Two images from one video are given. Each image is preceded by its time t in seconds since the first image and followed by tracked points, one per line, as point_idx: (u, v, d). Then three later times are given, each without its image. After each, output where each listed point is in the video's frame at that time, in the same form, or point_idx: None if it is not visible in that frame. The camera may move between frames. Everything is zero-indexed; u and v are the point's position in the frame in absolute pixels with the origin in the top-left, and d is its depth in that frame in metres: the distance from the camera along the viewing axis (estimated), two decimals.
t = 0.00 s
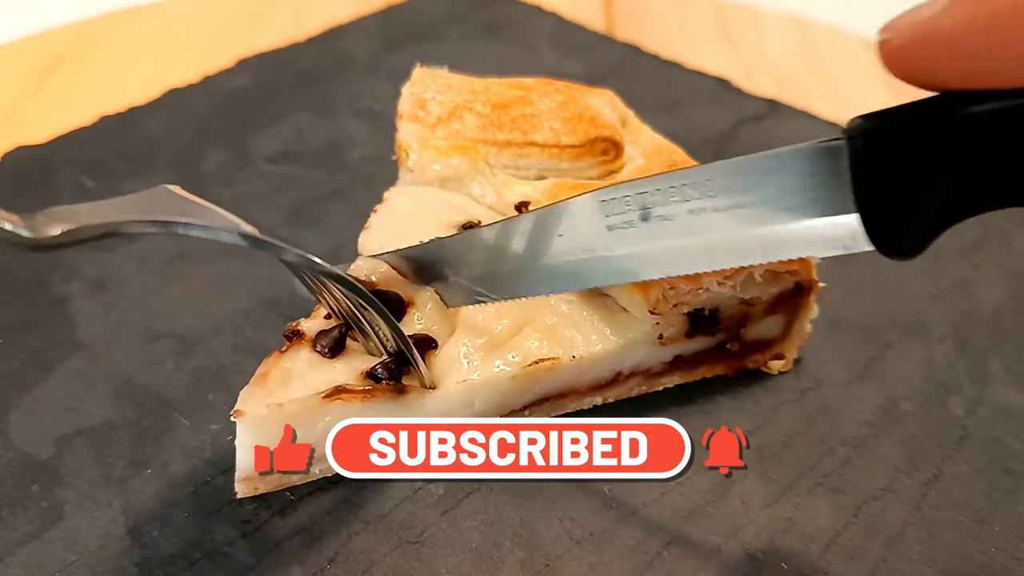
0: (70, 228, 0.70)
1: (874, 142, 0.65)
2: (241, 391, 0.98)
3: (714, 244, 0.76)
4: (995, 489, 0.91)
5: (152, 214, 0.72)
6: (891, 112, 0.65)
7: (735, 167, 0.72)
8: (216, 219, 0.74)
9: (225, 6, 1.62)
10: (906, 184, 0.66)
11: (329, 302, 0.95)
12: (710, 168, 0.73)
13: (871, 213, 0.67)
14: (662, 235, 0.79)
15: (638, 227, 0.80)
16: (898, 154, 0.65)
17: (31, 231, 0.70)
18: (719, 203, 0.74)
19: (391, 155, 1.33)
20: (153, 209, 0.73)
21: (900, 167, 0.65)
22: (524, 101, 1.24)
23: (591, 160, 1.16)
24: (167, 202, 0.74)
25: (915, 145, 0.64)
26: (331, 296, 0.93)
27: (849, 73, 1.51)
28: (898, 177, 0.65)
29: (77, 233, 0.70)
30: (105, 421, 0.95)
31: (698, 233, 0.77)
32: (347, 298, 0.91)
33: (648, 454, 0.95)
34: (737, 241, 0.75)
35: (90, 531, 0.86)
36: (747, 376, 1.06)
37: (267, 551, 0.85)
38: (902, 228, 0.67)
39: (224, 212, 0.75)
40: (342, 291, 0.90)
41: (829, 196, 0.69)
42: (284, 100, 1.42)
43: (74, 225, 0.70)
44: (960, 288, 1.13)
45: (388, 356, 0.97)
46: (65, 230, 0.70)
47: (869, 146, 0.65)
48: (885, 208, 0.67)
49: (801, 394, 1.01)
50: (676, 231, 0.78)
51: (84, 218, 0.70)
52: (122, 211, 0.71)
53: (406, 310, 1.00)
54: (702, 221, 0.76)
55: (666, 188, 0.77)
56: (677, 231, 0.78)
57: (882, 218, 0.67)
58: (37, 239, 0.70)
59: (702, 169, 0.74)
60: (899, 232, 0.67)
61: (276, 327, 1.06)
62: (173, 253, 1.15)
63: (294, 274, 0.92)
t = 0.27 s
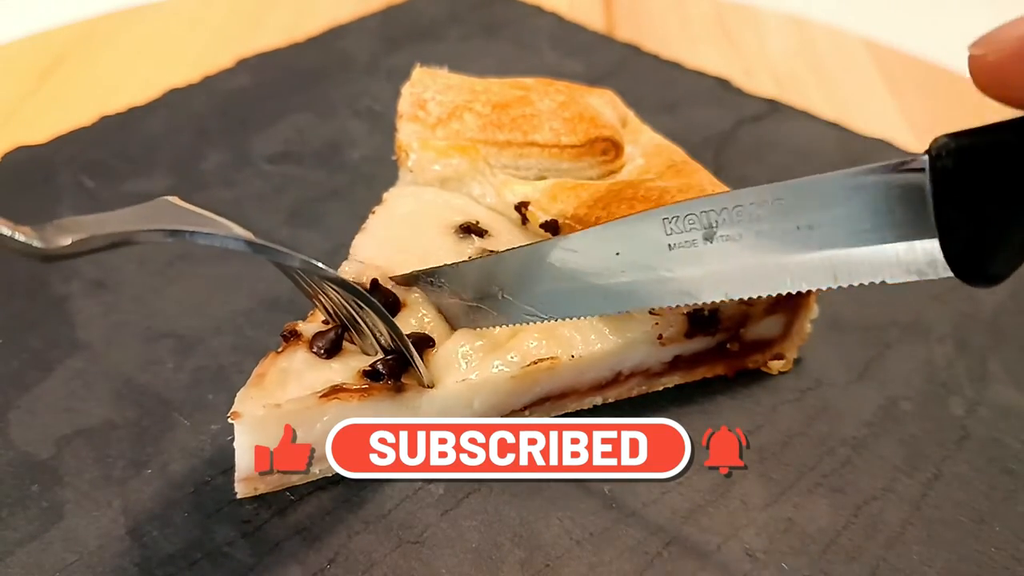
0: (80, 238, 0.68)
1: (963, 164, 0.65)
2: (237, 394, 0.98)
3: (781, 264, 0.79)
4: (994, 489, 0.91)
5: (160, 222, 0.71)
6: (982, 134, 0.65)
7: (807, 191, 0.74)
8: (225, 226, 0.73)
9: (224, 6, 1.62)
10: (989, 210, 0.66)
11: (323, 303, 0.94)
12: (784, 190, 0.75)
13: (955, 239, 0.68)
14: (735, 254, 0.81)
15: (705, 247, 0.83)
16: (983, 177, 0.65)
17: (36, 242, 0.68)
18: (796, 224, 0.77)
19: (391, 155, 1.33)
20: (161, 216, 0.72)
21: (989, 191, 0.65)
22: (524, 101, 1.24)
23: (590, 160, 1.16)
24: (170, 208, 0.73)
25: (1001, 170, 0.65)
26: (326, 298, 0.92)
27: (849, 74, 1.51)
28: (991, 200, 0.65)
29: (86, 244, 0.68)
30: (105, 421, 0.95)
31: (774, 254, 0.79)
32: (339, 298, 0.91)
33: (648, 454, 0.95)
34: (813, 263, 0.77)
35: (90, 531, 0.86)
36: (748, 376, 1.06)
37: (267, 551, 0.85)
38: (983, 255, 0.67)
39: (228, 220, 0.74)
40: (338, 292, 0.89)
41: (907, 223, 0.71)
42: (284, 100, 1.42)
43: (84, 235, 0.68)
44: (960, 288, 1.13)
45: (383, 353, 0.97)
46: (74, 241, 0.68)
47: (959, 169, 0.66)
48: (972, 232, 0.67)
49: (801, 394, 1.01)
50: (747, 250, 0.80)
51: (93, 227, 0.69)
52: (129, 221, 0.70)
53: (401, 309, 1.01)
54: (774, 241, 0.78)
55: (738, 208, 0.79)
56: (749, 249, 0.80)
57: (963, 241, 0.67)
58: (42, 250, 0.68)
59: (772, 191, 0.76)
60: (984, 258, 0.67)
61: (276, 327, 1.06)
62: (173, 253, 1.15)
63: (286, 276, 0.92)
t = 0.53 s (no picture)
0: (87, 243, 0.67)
1: (855, 229, 0.74)
2: (233, 400, 0.97)
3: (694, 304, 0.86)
4: (994, 489, 0.91)
5: (165, 228, 0.71)
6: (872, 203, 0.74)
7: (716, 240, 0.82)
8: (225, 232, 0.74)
9: (224, 6, 1.62)
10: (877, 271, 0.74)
11: (317, 302, 0.94)
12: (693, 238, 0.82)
13: (846, 296, 0.76)
14: (654, 292, 0.87)
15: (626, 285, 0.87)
16: (874, 241, 0.73)
17: (43, 247, 0.66)
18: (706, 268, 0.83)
19: (391, 155, 1.33)
20: (164, 224, 0.71)
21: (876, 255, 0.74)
22: (524, 101, 1.23)
23: (589, 160, 1.16)
24: (170, 216, 0.73)
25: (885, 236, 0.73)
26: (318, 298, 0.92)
27: (849, 74, 1.50)
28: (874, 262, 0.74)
29: (96, 249, 0.67)
30: (105, 421, 0.95)
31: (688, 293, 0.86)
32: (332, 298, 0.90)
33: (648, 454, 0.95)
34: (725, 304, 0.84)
35: (90, 531, 0.86)
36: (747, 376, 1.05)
37: (267, 551, 0.85)
38: (874, 311, 0.76)
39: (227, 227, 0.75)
40: (332, 292, 0.89)
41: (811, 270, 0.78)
42: (284, 100, 1.42)
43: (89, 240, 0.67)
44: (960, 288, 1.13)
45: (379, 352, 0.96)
46: (82, 246, 0.67)
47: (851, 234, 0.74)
48: (859, 290, 0.75)
49: (801, 394, 1.01)
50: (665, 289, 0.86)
51: (98, 233, 0.68)
52: (134, 228, 0.70)
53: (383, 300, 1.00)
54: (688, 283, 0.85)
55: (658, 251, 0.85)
56: (666, 289, 0.86)
57: (855, 300, 0.76)
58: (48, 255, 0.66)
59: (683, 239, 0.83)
60: (872, 313, 0.76)
61: (275, 326, 1.06)
62: (172, 253, 1.15)
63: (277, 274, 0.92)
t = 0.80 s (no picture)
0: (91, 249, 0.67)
1: (927, 255, 0.64)
2: (233, 397, 0.98)
3: (733, 329, 0.78)
4: (994, 489, 0.91)
5: (169, 233, 0.71)
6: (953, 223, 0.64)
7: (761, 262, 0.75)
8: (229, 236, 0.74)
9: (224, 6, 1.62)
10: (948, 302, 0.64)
11: (316, 302, 0.94)
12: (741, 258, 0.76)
13: (913, 324, 0.66)
14: (697, 312, 0.80)
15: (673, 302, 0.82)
16: (949, 269, 0.64)
17: (48, 253, 0.66)
18: (755, 289, 0.76)
19: (391, 155, 1.33)
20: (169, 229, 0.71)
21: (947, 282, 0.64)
22: (524, 101, 1.23)
23: (590, 160, 1.16)
24: (174, 220, 0.73)
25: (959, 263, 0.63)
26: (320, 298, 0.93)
27: (849, 74, 1.50)
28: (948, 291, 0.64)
29: (99, 254, 0.68)
30: (105, 421, 0.95)
31: (731, 316, 0.78)
32: (332, 296, 0.91)
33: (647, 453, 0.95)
34: (768, 331, 0.75)
35: (90, 531, 0.86)
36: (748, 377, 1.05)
37: (267, 551, 0.85)
38: (948, 343, 0.65)
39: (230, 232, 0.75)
40: (331, 292, 0.89)
41: (873, 298, 0.70)
42: (284, 100, 1.42)
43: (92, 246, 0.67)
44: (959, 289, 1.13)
45: (380, 351, 0.97)
46: (86, 251, 0.67)
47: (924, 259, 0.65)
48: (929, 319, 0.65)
49: (801, 394, 1.01)
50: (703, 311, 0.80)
51: (101, 240, 0.68)
52: (139, 233, 0.70)
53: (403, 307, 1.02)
54: (729, 306, 0.78)
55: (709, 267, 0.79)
56: (707, 310, 0.79)
57: (924, 329, 0.65)
58: (53, 262, 0.67)
59: (736, 258, 0.76)
60: (942, 343, 0.65)
61: (276, 326, 1.06)
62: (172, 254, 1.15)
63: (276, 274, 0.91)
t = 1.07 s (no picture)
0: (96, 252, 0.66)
1: (1013, 334, 0.66)
2: (234, 398, 0.98)
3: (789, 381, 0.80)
4: (995, 489, 0.91)
5: (175, 236, 0.70)
6: None
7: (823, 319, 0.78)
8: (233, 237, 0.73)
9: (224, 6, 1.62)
10: None
11: (316, 302, 0.94)
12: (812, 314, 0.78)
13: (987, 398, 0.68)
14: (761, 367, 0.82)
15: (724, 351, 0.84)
16: None
17: (54, 258, 0.65)
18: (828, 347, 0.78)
19: (391, 155, 1.33)
20: (174, 232, 0.70)
21: None
22: (524, 101, 1.23)
23: (590, 160, 1.16)
24: (176, 222, 0.72)
25: None
26: (320, 299, 0.92)
27: (849, 74, 1.50)
28: None
29: (105, 257, 0.67)
30: (105, 422, 0.95)
31: (792, 370, 0.80)
32: (331, 297, 0.91)
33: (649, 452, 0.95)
34: (834, 390, 0.78)
35: (90, 531, 0.86)
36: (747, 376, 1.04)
37: (267, 551, 0.85)
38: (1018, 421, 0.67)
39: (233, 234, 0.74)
40: (332, 293, 0.89)
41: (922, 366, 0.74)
42: (284, 100, 1.42)
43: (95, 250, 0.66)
44: (959, 288, 1.13)
45: (382, 351, 0.97)
46: (92, 255, 0.66)
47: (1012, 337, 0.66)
48: (999, 395, 0.67)
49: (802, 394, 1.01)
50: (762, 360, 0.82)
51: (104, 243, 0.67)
52: (143, 236, 0.69)
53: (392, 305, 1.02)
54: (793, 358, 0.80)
55: (775, 322, 0.81)
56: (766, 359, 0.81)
57: (996, 404, 0.68)
58: (59, 266, 0.65)
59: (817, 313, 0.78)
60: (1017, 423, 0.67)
61: (276, 327, 1.06)
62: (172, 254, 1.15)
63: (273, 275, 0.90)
